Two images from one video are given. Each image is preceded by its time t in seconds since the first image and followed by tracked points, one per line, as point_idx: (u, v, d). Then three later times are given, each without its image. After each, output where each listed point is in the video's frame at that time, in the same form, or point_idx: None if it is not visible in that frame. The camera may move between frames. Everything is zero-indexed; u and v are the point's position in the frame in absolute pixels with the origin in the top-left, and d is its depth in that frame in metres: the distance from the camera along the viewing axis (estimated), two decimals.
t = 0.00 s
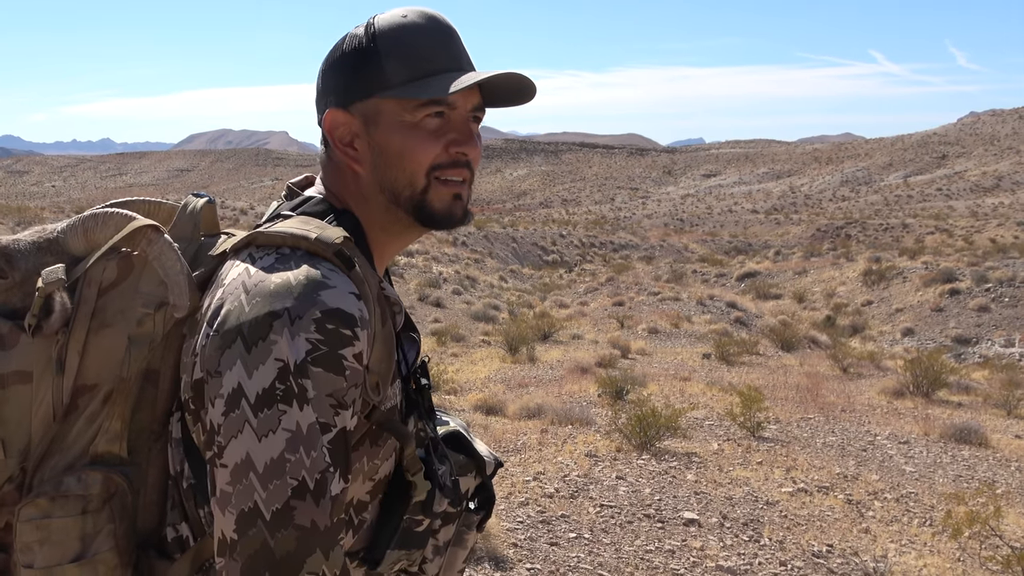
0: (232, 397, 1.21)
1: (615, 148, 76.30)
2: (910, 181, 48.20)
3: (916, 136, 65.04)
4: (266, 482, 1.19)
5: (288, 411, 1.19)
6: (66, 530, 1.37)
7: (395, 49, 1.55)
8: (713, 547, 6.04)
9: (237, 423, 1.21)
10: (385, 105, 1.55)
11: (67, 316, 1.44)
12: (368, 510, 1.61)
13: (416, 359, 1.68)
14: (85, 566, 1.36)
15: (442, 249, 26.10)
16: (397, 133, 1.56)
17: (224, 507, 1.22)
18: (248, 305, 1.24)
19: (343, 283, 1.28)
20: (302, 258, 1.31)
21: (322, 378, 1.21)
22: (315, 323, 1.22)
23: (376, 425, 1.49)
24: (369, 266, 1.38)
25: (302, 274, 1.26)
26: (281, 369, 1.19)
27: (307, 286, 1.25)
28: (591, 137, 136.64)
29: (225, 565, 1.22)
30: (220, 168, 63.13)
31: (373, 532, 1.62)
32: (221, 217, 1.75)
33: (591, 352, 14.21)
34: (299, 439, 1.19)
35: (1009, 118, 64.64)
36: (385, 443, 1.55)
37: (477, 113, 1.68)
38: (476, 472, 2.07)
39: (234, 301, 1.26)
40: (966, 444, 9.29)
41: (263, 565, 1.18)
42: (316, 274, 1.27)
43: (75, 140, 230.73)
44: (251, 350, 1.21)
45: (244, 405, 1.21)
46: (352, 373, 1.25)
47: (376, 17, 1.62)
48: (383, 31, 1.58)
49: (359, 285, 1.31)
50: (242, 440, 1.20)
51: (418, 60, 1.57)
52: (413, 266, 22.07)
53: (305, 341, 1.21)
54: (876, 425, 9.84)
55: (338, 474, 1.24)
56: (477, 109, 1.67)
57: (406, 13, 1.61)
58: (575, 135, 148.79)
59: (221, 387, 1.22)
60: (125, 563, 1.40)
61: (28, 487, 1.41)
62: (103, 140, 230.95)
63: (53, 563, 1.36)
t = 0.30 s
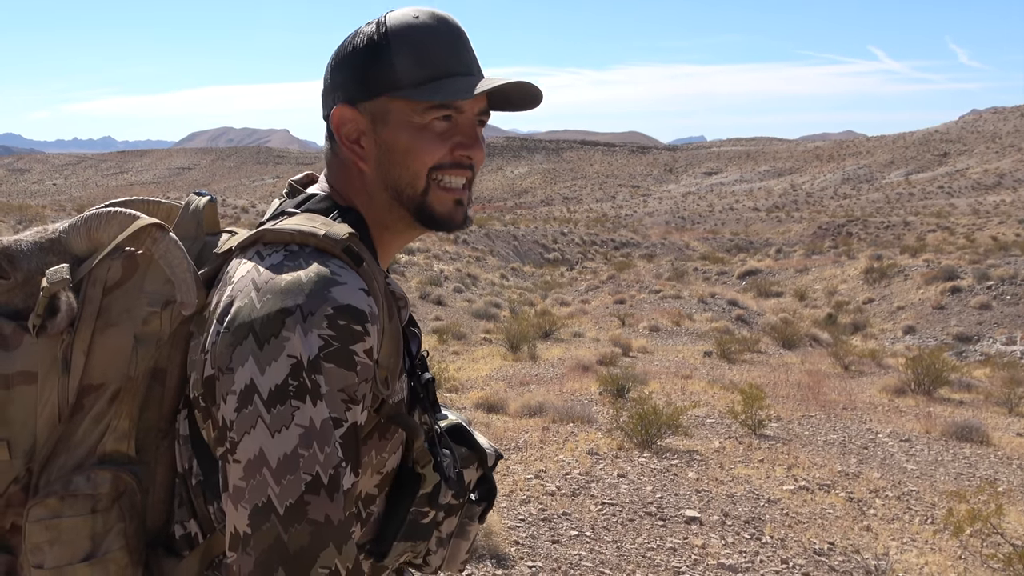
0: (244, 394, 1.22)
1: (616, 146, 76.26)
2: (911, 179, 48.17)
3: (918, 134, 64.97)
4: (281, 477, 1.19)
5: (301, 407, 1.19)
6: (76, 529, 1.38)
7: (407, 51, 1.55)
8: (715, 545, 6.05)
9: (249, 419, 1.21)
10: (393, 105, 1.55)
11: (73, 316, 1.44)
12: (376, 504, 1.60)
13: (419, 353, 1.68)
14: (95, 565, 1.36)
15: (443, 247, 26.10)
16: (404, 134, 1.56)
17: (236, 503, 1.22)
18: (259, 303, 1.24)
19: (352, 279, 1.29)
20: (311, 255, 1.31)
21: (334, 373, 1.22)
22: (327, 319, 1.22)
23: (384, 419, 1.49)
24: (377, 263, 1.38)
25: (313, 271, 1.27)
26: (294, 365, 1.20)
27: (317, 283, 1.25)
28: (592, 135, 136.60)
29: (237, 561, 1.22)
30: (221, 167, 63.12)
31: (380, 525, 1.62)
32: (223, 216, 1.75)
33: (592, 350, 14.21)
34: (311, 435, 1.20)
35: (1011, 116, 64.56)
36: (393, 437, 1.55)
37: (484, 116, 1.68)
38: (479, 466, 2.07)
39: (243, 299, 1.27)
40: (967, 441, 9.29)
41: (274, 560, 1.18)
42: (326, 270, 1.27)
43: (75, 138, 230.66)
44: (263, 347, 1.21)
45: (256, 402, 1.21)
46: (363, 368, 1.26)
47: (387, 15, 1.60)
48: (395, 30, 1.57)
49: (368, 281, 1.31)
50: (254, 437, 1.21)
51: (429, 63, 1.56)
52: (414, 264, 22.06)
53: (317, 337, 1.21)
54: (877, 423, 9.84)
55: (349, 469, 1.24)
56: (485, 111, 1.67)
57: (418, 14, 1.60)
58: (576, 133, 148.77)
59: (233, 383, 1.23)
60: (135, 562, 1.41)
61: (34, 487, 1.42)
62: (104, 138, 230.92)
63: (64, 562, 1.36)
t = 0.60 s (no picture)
0: (247, 389, 1.21)
1: (616, 143, 76.20)
2: (911, 176, 48.14)
3: (918, 131, 64.91)
4: (287, 471, 1.18)
5: (305, 401, 1.19)
6: (80, 529, 1.37)
7: (436, 62, 1.51)
8: (715, 542, 6.04)
9: (254, 415, 1.21)
10: (409, 111, 1.53)
11: (72, 314, 1.43)
12: (378, 497, 1.60)
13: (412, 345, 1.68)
14: (101, 564, 1.36)
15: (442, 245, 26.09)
16: (416, 143, 1.55)
17: (241, 499, 1.22)
18: (262, 299, 1.23)
19: (354, 273, 1.27)
20: (312, 251, 1.29)
21: (337, 365, 1.21)
22: (330, 313, 1.21)
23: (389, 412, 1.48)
24: (378, 258, 1.38)
25: (315, 266, 1.25)
26: (297, 359, 1.19)
27: (319, 277, 1.24)
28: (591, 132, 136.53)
29: (246, 555, 1.22)
30: (220, 164, 63.08)
31: (382, 516, 1.61)
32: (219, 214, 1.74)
33: (592, 348, 14.21)
34: (315, 428, 1.18)
35: (1011, 113, 64.53)
36: (396, 429, 1.54)
37: (498, 135, 1.66)
38: (477, 458, 2.06)
39: (246, 295, 1.26)
40: (968, 439, 9.28)
41: (281, 552, 1.18)
42: (329, 265, 1.26)
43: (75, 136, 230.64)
44: (266, 342, 1.21)
45: (259, 397, 1.20)
46: (367, 361, 1.24)
47: (424, 17, 1.55)
48: (428, 32, 1.53)
49: (369, 274, 1.30)
50: (258, 431, 1.20)
51: (455, 77, 1.53)
52: (414, 262, 22.05)
53: (321, 330, 1.20)
54: (877, 421, 9.83)
55: (356, 460, 1.22)
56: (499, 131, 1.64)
57: (453, 24, 1.55)
58: (576, 130, 148.54)
59: (235, 379, 1.22)
60: (140, 560, 1.40)
61: (35, 488, 1.41)
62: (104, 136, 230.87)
63: (69, 562, 1.36)
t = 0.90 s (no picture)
0: (238, 386, 1.21)
1: (616, 142, 76.18)
2: (911, 177, 48.16)
3: (918, 131, 64.91)
4: (277, 467, 1.17)
5: (296, 395, 1.19)
6: (74, 528, 1.37)
7: (499, 107, 1.49)
8: (713, 542, 6.05)
9: (245, 411, 1.21)
10: (455, 144, 1.48)
11: (64, 313, 1.42)
12: (371, 493, 1.60)
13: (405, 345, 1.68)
14: (93, 563, 1.37)
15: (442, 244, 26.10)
16: (449, 176, 1.50)
17: (235, 497, 1.22)
18: (252, 296, 1.24)
19: (343, 269, 1.27)
20: (302, 247, 1.29)
21: (326, 359, 1.21)
22: (319, 307, 1.21)
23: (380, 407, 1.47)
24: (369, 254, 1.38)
25: (303, 263, 1.25)
26: (286, 354, 1.19)
27: (309, 274, 1.24)
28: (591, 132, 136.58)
29: (243, 556, 1.21)
30: (220, 161, 63.06)
31: (376, 514, 1.63)
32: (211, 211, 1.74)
33: (591, 347, 14.21)
34: (303, 421, 1.18)
35: (1011, 115, 64.55)
36: (387, 426, 1.54)
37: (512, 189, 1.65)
38: (471, 454, 2.06)
39: (237, 292, 1.26)
40: (965, 440, 9.30)
41: (277, 548, 1.17)
42: (317, 261, 1.26)
43: (75, 132, 230.55)
44: (255, 340, 1.21)
45: (250, 393, 1.21)
46: (356, 356, 1.24)
47: (497, 55, 1.52)
48: (502, 75, 1.50)
49: (359, 270, 1.30)
50: (250, 428, 1.20)
51: (510, 130, 1.51)
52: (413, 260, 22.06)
53: (310, 324, 1.20)
54: (875, 421, 9.84)
55: (347, 454, 1.21)
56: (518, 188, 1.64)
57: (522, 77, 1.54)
58: (577, 129, 148.48)
59: (226, 377, 1.23)
60: (133, 558, 1.41)
61: (29, 488, 1.41)
62: (104, 132, 230.73)
63: (62, 562, 1.36)
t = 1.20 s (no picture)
0: (235, 387, 1.20)
1: (616, 139, 76.10)
2: (911, 173, 48.12)
3: (918, 128, 64.83)
4: (268, 471, 1.17)
5: (292, 402, 1.18)
6: (75, 527, 1.35)
7: (510, 117, 1.48)
8: (713, 539, 6.05)
9: (240, 413, 1.20)
10: (464, 151, 1.47)
11: (64, 313, 1.41)
12: (374, 493, 1.59)
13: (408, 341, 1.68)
14: (95, 563, 1.34)
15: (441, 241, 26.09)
16: (455, 184, 1.49)
17: (228, 495, 1.21)
18: (253, 296, 1.22)
19: (345, 271, 1.26)
20: (304, 247, 1.28)
21: (327, 366, 1.20)
22: (319, 312, 1.20)
23: (382, 407, 1.47)
24: (371, 257, 1.36)
25: (304, 265, 1.24)
26: (286, 359, 1.18)
27: (309, 276, 1.23)
28: (591, 128, 136.39)
29: (227, 551, 1.21)
30: (219, 159, 63.07)
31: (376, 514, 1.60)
32: (211, 210, 1.73)
33: (591, 344, 14.22)
34: (303, 430, 1.18)
35: (1012, 111, 64.49)
36: (390, 426, 1.53)
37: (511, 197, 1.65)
38: (473, 451, 2.05)
39: (238, 290, 1.24)
40: (965, 437, 9.30)
41: (261, 552, 1.17)
42: (318, 263, 1.25)
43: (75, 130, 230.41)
44: (255, 342, 1.20)
45: (247, 396, 1.19)
46: (356, 361, 1.23)
47: (511, 64, 1.51)
48: (510, 82, 1.49)
49: (361, 271, 1.29)
50: (246, 429, 1.19)
51: (518, 140, 1.50)
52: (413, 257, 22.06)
53: (310, 330, 1.19)
54: (875, 418, 9.84)
55: (342, 463, 1.22)
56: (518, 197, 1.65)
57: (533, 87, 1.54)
58: (577, 126, 148.35)
59: (224, 376, 1.21)
60: (135, 558, 1.39)
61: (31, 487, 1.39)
62: (104, 129, 230.58)
63: (63, 561, 1.34)
